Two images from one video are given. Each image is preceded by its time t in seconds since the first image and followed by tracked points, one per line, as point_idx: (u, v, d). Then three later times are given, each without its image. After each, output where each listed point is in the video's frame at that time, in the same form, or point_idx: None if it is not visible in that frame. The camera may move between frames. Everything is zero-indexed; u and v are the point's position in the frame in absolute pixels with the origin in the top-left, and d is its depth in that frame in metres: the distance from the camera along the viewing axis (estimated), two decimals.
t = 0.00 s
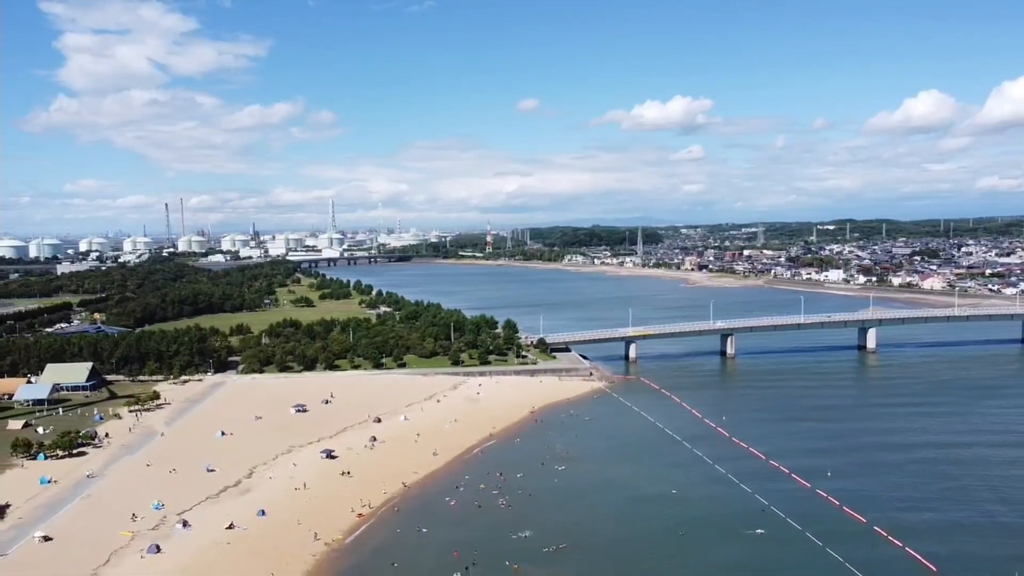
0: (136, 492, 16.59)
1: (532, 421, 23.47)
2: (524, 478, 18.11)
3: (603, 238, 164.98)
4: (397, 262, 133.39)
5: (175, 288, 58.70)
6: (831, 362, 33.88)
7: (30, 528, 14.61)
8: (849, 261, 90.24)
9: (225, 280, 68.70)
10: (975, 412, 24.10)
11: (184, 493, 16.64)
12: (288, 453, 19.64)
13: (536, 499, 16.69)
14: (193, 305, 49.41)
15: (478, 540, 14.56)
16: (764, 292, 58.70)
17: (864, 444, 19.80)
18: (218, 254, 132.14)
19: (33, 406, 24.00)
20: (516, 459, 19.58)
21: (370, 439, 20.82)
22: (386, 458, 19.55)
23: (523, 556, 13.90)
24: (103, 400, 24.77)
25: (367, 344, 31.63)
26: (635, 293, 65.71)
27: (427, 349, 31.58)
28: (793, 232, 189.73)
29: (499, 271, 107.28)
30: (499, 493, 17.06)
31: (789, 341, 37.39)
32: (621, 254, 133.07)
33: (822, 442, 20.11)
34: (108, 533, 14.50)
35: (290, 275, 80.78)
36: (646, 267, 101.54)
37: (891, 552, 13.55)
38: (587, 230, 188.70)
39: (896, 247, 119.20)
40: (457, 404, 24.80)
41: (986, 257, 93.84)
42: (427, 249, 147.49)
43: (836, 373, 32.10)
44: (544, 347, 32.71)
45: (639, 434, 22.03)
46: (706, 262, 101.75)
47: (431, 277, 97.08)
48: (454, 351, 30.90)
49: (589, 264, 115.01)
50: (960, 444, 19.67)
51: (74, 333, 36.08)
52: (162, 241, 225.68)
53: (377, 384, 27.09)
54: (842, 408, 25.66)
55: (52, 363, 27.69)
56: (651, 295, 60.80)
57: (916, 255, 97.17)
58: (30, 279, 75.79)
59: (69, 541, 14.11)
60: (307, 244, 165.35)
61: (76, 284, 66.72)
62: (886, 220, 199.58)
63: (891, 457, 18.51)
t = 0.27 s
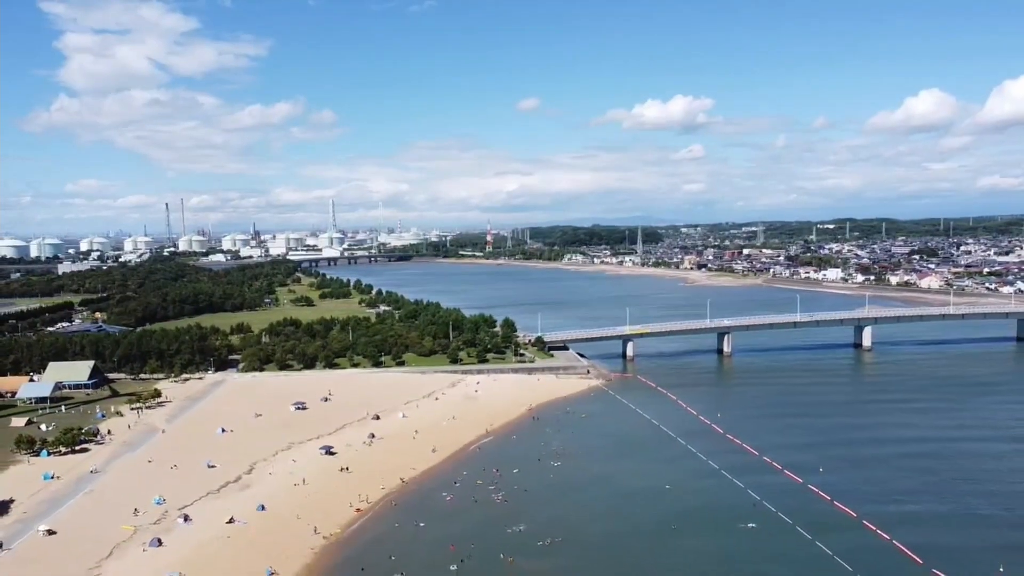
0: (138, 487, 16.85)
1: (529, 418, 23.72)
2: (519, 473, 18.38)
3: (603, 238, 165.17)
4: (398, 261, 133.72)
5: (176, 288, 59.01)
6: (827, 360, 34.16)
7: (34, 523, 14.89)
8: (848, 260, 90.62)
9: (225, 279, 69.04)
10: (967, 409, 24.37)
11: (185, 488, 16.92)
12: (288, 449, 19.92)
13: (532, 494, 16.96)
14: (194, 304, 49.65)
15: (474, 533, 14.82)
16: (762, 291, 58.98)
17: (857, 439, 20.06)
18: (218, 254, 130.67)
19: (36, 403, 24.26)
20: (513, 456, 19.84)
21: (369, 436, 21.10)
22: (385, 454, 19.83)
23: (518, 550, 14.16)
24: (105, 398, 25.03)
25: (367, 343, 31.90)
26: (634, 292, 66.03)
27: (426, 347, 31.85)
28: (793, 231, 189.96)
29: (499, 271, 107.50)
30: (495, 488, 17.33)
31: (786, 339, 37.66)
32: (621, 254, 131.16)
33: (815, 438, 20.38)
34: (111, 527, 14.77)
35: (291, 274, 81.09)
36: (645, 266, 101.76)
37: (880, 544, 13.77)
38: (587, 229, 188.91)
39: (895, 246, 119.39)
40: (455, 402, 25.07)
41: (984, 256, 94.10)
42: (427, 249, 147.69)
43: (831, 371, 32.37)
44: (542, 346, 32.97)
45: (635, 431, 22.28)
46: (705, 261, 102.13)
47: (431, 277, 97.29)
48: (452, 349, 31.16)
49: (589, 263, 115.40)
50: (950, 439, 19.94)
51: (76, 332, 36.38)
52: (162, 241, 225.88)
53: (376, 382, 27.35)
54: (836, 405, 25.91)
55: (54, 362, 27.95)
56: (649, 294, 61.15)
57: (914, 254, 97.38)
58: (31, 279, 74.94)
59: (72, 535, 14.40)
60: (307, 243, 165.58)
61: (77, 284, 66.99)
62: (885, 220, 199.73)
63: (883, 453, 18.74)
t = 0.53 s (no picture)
0: (140, 482, 17.14)
1: (526, 415, 23.99)
2: (515, 469, 18.65)
3: (603, 237, 165.41)
4: (398, 260, 134.00)
5: (177, 287, 59.35)
6: (822, 357, 34.43)
7: (38, 516, 15.18)
8: (848, 259, 90.97)
9: (226, 278, 69.37)
10: (959, 405, 24.66)
11: (186, 483, 17.21)
12: (288, 445, 20.21)
13: (527, 489, 17.23)
14: (195, 303, 49.92)
15: (470, 527, 15.09)
16: (760, 290, 59.26)
17: (848, 434, 20.32)
18: (217, 254, 128.43)
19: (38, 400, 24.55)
20: (509, 451, 20.12)
21: (368, 432, 21.38)
22: (383, 450, 20.12)
23: (512, 543, 14.43)
24: (107, 395, 25.32)
25: (366, 341, 32.20)
26: (634, 290, 66.35)
27: (424, 345, 32.14)
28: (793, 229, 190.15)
29: (498, 269, 107.77)
30: (491, 483, 17.60)
31: (782, 337, 37.93)
32: (621, 254, 128.37)
33: (807, 433, 20.65)
34: (113, 520, 15.06)
35: (291, 273, 81.39)
36: (644, 265, 102.02)
37: (867, 535, 14.01)
38: (587, 228, 189.23)
39: (894, 245, 119.55)
40: (453, 399, 25.34)
41: (984, 254, 94.40)
42: (427, 248, 148.71)
43: (826, 368, 32.64)
44: (539, 343, 33.25)
45: (630, 427, 22.55)
46: (705, 260, 102.49)
47: (431, 275, 97.54)
48: (451, 347, 31.45)
49: (590, 261, 115.76)
50: (940, 434, 20.21)
51: (77, 331, 36.68)
52: (163, 240, 226.08)
53: (374, 379, 27.62)
54: (830, 401, 26.18)
55: (57, 360, 28.25)
56: (648, 292, 61.47)
57: (913, 253, 97.62)
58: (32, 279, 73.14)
59: (75, 528, 14.68)
60: (308, 243, 165.88)
61: (78, 283, 67.30)
62: (885, 219, 199.87)
63: (873, 448, 19.01)
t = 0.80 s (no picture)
0: (141, 477, 17.46)
1: (522, 412, 24.27)
2: (510, 464, 18.94)
3: (602, 235, 165.65)
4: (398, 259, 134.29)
5: (178, 286, 59.71)
6: (817, 355, 34.69)
7: (42, 510, 15.49)
8: (846, 257, 91.35)
9: (227, 277, 69.71)
10: (951, 402, 24.92)
11: (187, 478, 17.52)
12: (287, 442, 20.51)
13: (522, 484, 17.52)
14: (195, 301, 50.23)
15: (465, 520, 15.39)
16: (758, 288, 59.52)
17: (840, 430, 20.59)
18: (217, 253, 126.67)
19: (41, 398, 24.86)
20: (506, 447, 20.40)
21: (366, 429, 21.68)
22: (381, 446, 20.41)
23: (506, 536, 14.71)
24: (108, 393, 25.62)
25: (365, 339, 32.49)
26: (632, 289, 66.65)
27: (422, 344, 32.42)
28: (793, 228, 190.33)
29: (498, 268, 108.00)
30: (486, 478, 17.89)
31: (778, 335, 38.19)
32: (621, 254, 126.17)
33: (799, 429, 20.90)
34: (115, 514, 15.37)
35: (292, 272, 81.69)
36: (643, 264, 102.37)
37: (854, 527, 14.29)
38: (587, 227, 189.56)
39: (893, 244, 120.02)
40: (450, 397, 25.64)
41: (982, 253, 94.71)
42: (427, 247, 149.04)
43: (821, 366, 32.89)
44: (537, 342, 33.57)
45: (626, 424, 22.83)
46: (705, 258, 102.84)
47: (431, 275, 97.83)
48: (449, 345, 31.74)
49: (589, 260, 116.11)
50: (930, 430, 20.47)
51: (79, 329, 36.98)
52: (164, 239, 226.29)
53: (373, 377, 27.91)
54: (823, 398, 26.48)
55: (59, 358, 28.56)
56: (646, 292, 61.76)
57: (911, 251, 97.79)
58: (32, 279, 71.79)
59: (78, 521, 14.99)
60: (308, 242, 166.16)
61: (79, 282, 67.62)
62: (885, 218, 199.85)
63: (863, 443, 19.27)
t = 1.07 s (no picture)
0: (142, 472, 17.77)
1: (518, 409, 24.56)
2: (505, 460, 19.23)
3: (602, 235, 165.88)
4: (399, 258, 134.63)
5: (179, 284, 60.07)
6: (812, 353, 34.99)
7: (45, 503, 15.82)
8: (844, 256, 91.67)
9: (228, 276, 70.09)
10: (942, 400, 25.23)
11: (187, 473, 17.83)
12: (286, 438, 20.82)
13: (516, 479, 17.82)
14: (196, 300, 50.54)
15: (459, 513, 15.69)
16: (755, 287, 59.87)
17: (830, 426, 20.89)
18: (217, 253, 125.64)
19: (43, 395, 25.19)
20: (501, 443, 20.69)
21: (363, 425, 21.98)
22: (378, 442, 20.71)
23: (499, 529, 14.99)
24: (109, 390, 25.96)
25: (363, 337, 32.81)
26: (631, 288, 66.98)
27: (421, 342, 32.74)
28: (793, 227, 190.42)
29: (498, 267, 108.22)
30: (481, 473, 18.18)
31: (774, 333, 38.51)
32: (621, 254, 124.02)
33: (790, 425, 21.21)
34: (117, 508, 15.69)
35: (292, 271, 82.03)
36: (642, 263, 102.76)
37: (840, 520, 14.58)
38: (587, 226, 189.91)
39: (892, 243, 120.33)
40: (447, 394, 25.94)
41: (980, 252, 94.90)
42: (427, 246, 149.32)
43: (815, 363, 33.21)
44: (534, 340, 33.88)
45: (620, 420, 23.13)
46: (703, 257, 103.23)
47: (430, 274, 98.06)
48: (447, 343, 32.05)
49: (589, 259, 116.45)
50: (919, 426, 20.77)
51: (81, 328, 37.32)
52: (164, 238, 226.46)
53: (371, 375, 28.20)
54: (816, 395, 26.77)
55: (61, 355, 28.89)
56: (644, 290, 62.12)
57: (910, 251, 98.01)
58: (33, 278, 71.65)
59: (80, 515, 15.30)
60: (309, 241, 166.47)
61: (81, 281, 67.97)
62: (885, 216, 199.93)
63: (853, 439, 19.58)
